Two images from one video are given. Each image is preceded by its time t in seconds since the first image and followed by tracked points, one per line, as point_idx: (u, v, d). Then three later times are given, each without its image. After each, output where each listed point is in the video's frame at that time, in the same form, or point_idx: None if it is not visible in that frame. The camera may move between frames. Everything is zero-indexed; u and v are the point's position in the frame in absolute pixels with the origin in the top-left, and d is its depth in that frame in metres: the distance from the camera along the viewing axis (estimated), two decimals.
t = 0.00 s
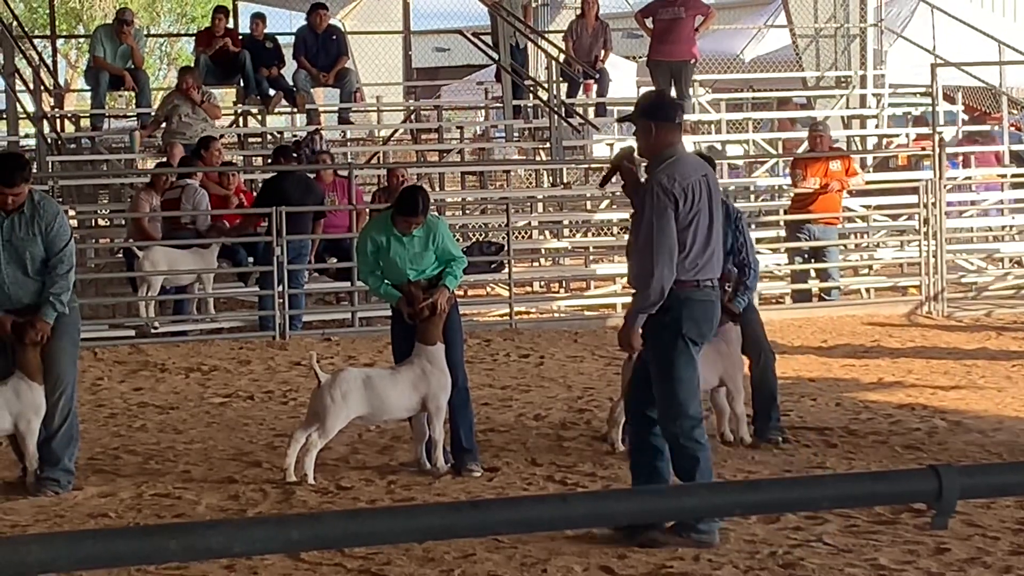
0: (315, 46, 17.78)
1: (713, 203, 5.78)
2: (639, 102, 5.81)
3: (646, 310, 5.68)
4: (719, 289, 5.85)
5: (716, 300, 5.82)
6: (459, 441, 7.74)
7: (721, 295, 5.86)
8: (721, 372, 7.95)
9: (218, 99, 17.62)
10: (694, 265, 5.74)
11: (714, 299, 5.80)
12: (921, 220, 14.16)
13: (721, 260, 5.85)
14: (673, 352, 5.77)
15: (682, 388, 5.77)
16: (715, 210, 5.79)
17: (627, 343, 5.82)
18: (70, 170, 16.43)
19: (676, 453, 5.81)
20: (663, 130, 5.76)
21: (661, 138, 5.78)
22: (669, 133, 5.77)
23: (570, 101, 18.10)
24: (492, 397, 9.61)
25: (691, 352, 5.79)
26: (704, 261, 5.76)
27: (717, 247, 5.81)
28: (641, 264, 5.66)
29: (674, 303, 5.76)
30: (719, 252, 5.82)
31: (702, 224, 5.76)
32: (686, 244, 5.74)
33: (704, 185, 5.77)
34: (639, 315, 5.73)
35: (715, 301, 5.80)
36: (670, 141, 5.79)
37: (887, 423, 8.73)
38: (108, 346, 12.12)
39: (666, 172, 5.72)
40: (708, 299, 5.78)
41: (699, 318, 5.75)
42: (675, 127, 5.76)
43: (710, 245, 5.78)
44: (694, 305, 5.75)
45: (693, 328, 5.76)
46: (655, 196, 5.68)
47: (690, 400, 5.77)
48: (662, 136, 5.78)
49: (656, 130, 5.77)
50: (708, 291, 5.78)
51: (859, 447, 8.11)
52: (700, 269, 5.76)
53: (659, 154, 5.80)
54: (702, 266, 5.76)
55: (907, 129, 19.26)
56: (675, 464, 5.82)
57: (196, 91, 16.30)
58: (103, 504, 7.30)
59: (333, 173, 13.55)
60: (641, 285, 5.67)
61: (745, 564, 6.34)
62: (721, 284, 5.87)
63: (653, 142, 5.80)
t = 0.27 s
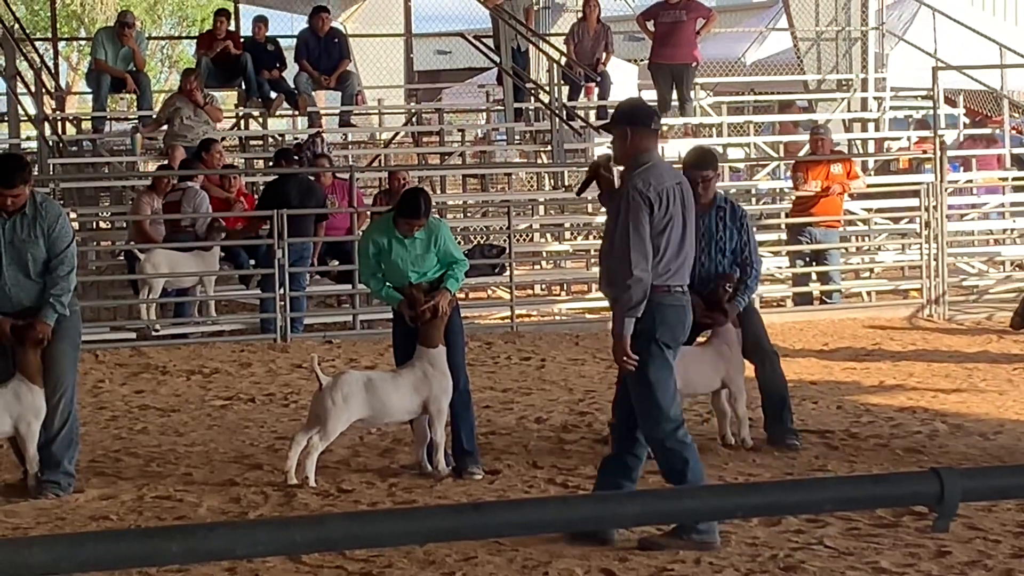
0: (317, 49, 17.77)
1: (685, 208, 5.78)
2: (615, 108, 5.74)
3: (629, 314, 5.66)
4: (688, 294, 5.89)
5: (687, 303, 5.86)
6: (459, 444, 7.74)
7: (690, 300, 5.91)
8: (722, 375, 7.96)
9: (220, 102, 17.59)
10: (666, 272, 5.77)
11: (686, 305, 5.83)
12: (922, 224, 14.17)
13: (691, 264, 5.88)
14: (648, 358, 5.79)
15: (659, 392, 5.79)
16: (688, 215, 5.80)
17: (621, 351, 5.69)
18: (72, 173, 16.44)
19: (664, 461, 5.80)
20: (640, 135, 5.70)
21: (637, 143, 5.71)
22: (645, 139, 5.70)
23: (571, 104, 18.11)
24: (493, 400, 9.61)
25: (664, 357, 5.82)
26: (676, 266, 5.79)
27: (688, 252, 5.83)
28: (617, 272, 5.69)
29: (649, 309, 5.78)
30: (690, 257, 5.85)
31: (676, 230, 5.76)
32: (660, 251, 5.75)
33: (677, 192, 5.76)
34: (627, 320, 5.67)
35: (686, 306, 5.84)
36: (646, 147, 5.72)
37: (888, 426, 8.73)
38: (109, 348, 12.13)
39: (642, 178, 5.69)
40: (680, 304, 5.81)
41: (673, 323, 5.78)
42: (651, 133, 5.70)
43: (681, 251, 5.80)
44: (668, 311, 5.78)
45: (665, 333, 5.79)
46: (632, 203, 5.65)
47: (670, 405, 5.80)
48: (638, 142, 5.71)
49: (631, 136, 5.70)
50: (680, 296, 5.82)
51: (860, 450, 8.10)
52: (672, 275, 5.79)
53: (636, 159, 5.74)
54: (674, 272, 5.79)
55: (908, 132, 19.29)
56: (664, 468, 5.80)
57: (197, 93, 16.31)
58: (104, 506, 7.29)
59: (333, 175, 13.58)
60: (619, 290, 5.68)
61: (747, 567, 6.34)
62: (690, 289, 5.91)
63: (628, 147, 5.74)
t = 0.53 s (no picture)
0: (318, 51, 17.79)
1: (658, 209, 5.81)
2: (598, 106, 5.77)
3: (589, 307, 5.66)
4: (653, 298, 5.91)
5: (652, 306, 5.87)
6: (461, 446, 7.74)
7: (656, 305, 5.92)
8: (722, 378, 7.97)
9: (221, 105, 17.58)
10: (635, 273, 5.76)
11: (652, 308, 5.85)
12: (924, 226, 14.18)
13: (658, 268, 5.90)
14: (606, 355, 5.80)
15: (611, 391, 5.79)
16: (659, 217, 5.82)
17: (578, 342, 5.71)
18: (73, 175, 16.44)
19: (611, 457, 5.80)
20: (619, 134, 5.73)
21: (616, 141, 5.74)
22: (626, 138, 5.73)
23: (573, 106, 18.13)
24: (494, 402, 9.61)
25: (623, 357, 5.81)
26: (645, 267, 5.79)
27: (656, 255, 5.85)
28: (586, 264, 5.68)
29: (613, 309, 5.78)
30: (658, 260, 5.87)
31: (648, 232, 5.77)
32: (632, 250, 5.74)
33: (652, 194, 5.78)
34: (587, 313, 5.68)
35: (652, 309, 5.85)
36: (625, 146, 5.75)
37: (890, 429, 8.73)
38: (111, 350, 12.13)
39: (618, 175, 5.69)
40: (646, 307, 5.82)
41: (638, 325, 5.79)
42: (630, 133, 5.73)
43: (651, 253, 5.82)
44: (634, 312, 5.78)
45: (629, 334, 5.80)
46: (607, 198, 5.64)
47: (616, 402, 5.79)
48: (617, 141, 5.74)
49: (611, 135, 5.73)
50: (647, 299, 5.83)
51: (861, 453, 8.10)
52: (640, 276, 5.79)
53: (614, 157, 5.76)
54: (643, 274, 5.79)
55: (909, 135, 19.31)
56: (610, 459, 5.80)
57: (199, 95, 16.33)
58: (105, 508, 7.29)
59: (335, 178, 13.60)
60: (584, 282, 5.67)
61: (748, 570, 6.33)
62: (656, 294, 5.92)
63: (607, 145, 5.76)
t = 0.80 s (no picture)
0: (320, 52, 17.83)
1: (644, 211, 5.86)
2: (592, 107, 5.88)
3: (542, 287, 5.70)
4: (638, 301, 5.90)
5: (634, 309, 5.86)
6: (463, 447, 7.75)
7: (640, 307, 5.91)
8: (724, 380, 7.97)
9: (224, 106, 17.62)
10: (615, 272, 5.78)
11: (633, 309, 5.84)
12: (926, 228, 14.18)
13: (642, 272, 5.90)
14: (574, 350, 5.81)
15: (570, 385, 5.80)
16: (644, 219, 5.86)
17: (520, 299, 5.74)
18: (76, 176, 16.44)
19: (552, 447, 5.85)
20: (610, 135, 5.82)
21: (606, 142, 5.83)
22: (616, 140, 5.83)
23: (576, 108, 18.15)
24: (497, 404, 9.60)
25: (598, 357, 5.81)
26: (626, 267, 5.81)
27: (641, 258, 5.88)
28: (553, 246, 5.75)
29: (591, 306, 5.80)
30: (642, 263, 5.88)
31: (631, 232, 5.82)
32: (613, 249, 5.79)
33: (637, 197, 5.85)
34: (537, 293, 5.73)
35: (633, 311, 5.85)
36: (615, 149, 5.85)
37: (892, 431, 8.72)
38: (113, 352, 12.13)
39: (603, 174, 5.80)
40: (626, 308, 5.82)
41: (614, 325, 5.80)
42: (621, 134, 5.83)
43: (633, 254, 5.83)
44: (612, 312, 5.79)
45: (605, 335, 5.80)
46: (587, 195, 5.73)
47: (573, 397, 5.81)
48: (606, 142, 5.83)
49: (601, 134, 5.83)
50: (628, 300, 5.83)
51: (864, 455, 8.09)
52: (619, 275, 5.81)
53: (601, 160, 5.86)
54: (624, 274, 5.81)
55: (911, 136, 19.32)
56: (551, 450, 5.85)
57: (202, 96, 16.36)
58: (108, 510, 7.28)
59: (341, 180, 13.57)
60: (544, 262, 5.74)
61: (750, 572, 6.33)
62: (641, 297, 5.92)
63: (598, 145, 5.86)
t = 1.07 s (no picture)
0: (323, 53, 17.86)
1: (631, 213, 5.85)
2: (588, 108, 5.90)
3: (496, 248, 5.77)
4: (627, 302, 5.89)
5: (620, 310, 5.86)
6: (466, 448, 7.75)
7: (629, 308, 5.89)
8: (727, 381, 7.97)
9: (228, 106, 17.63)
10: (597, 272, 5.80)
11: (617, 309, 5.84)
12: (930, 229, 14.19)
13: (629, 273, 5.88)
14: (558, 351, 5.86)
15: (554, 386, 5.86)
16: (632, 221, 5.85)
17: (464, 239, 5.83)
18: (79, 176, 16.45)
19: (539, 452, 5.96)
20: (602, 135, 5.84)
21: (598, 142, 5.85)
22: (606, 140, 5.84)
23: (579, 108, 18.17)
24: (501, 404, 9.60)
25: (581, 355, 5.85)
26: (606, 266, 5.81)
27: (628, 258, 5.87)
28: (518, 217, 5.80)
29: (574, 306, 5.84)
30: (626, 264, 5.86)
31: (616, 232, 5.82)
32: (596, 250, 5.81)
33: (625, 197, 5.84)
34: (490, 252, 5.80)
35: (618, 311, 5.85)
36: (607, 149, 5.86)
37: (895, 432, 8.72)
38: (116, 352, 12.13)
39: (590, 173, 5.83)
40: (610, 309, 5.83)
41: (597, 325, 5.82)
42: (613, 136, 5.84)
43: (616, 255, 5.83)
44: (594, 313, 5.81)
45: (586, 334, 5.83)
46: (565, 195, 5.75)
47: (558, 399, 5.87)
48: (597, 143, 5.85)
49: (594, 135, 5.85)
50: (612, 301, 5.83)
51: (867, 456, 8.09)
52: (599, 275, 5.82)
53: (592, 160, 5.89)
54: (607, 274, 5.81)
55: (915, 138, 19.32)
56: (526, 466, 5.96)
57: (205, 96, 16.40)
58: (111, 510, 7.28)
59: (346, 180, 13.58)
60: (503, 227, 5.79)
61: (754, 573, 6.32)
62: (631, 297, 5.90)
63: (591, 146, 5.88)
